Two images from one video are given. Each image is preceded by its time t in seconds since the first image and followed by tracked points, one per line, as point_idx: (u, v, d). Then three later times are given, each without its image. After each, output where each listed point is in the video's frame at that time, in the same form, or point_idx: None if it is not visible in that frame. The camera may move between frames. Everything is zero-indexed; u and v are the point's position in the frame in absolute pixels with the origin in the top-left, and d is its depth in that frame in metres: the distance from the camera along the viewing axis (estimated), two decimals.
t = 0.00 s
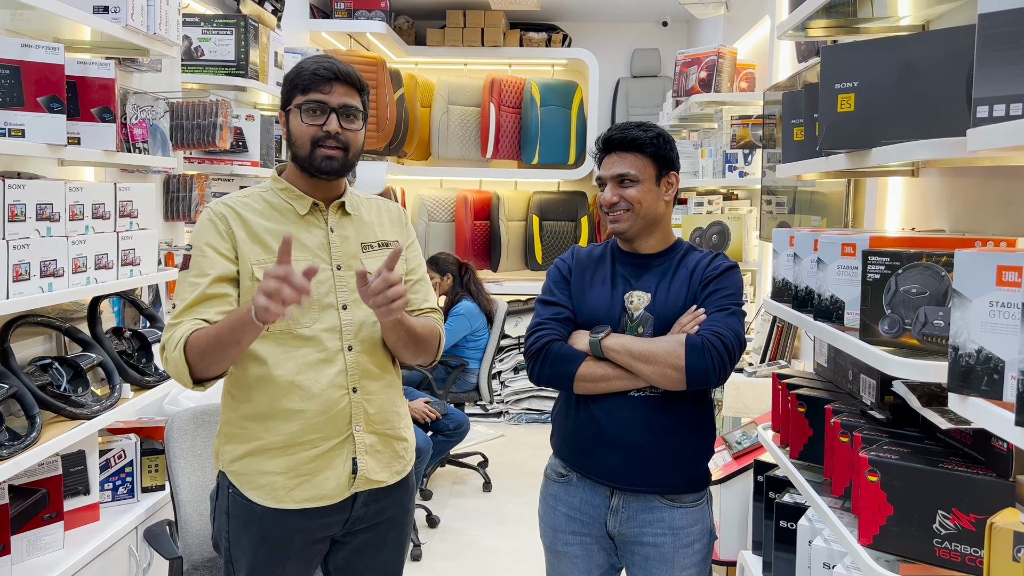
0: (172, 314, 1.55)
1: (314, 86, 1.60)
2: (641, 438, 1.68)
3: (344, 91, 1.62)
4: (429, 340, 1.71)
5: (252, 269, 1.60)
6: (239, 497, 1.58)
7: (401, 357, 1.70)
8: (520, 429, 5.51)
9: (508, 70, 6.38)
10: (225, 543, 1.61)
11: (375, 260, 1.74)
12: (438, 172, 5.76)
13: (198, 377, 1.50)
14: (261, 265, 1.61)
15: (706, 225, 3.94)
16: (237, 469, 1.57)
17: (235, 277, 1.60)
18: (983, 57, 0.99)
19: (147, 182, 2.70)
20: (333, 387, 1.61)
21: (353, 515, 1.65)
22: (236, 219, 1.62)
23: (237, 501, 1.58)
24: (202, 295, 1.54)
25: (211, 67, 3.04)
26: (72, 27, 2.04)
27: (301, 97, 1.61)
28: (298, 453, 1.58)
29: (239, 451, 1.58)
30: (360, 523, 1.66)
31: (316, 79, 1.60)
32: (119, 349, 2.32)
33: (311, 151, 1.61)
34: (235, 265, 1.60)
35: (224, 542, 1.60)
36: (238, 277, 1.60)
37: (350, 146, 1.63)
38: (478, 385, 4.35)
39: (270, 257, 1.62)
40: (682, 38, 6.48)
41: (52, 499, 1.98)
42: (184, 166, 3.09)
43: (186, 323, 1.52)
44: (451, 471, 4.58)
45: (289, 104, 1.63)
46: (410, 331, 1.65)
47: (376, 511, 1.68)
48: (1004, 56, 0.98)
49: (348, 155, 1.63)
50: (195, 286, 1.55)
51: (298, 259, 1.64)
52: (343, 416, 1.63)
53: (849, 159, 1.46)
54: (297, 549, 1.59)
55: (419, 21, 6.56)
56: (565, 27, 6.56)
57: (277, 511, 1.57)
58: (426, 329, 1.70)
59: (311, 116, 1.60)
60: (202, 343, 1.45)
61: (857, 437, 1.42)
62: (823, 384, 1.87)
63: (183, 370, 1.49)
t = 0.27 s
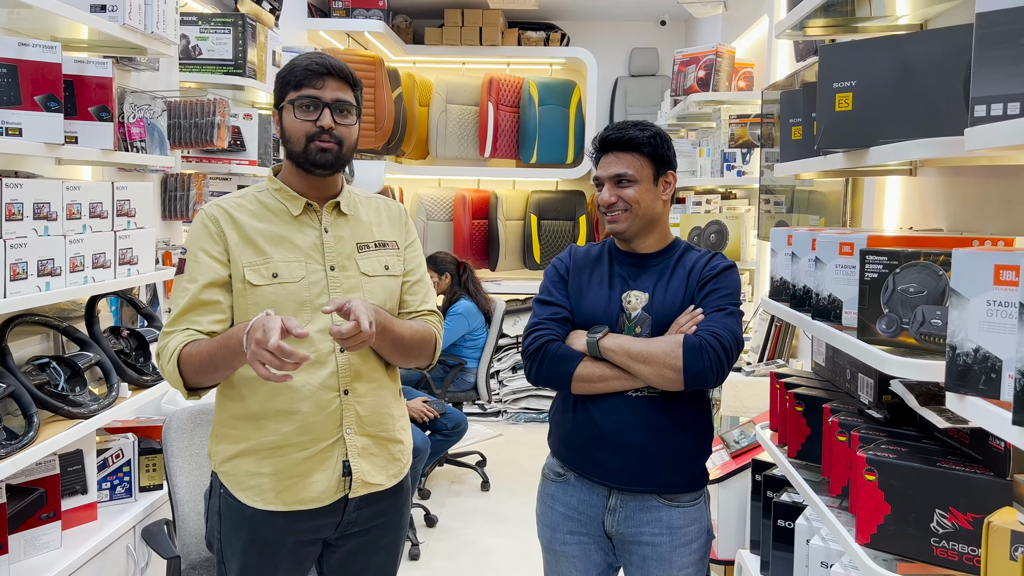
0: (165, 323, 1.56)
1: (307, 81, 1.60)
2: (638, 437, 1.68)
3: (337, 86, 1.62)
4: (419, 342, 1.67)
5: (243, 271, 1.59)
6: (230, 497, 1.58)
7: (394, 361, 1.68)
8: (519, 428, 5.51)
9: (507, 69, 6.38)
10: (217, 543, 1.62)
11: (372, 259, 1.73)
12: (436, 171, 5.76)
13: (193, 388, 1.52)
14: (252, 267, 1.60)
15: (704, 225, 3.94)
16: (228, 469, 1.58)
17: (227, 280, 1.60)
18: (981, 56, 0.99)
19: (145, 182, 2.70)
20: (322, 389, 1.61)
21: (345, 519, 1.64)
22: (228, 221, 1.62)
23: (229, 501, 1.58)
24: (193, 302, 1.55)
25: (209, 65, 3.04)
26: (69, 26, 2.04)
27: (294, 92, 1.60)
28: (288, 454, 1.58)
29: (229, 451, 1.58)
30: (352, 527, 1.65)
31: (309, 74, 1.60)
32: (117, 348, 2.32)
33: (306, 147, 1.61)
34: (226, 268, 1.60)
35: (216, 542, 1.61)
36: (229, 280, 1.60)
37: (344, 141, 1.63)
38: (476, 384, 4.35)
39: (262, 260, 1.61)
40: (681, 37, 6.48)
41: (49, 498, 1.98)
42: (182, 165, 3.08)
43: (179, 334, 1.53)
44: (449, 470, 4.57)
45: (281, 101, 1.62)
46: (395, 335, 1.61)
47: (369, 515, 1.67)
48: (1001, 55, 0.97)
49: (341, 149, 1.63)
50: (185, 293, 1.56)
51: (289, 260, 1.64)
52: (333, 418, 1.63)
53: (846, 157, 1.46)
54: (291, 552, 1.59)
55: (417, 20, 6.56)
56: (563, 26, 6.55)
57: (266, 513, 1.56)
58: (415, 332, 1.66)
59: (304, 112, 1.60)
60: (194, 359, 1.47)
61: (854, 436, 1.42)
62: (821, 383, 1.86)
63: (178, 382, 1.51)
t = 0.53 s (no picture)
0: (162, 321, 1.57)
1: (307, 81, 1.60)
2: (635, 438, 1.68)
3: (337, 87, 1.62)
4: (416, 342, 1.67)
5: (240, 270, 1.60)
6: (227, 498, 1.58)
7: (391, 362, 1.67)
8: (517, 428, 5.51)
9: (506, 68, 6.38)
10: (214, 543, 1.62)
11: (370, 259, 1.73)
12: (435, 170, 5.76)
13: (189, 386, 1.52)
14: (249, 266, 1.60)
15: (703, 224, 3.94)
16: (223, 470, 1.58)
17: (223, 280, 1.60)
18: (979, 56, 0.99)
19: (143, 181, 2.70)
20: (318, 390, 1.61)
21: (343, 520, 1.64)
22: (226, 220, 1.62)
23: (225, 502, 1.58)
24: (190, 300, 1.56)
25: (208, 65, 3.03)
26: (68, 25, 2.03)
27: (293, 92, 1.60)
28: (283, 456, 1.58)
29: (225, 451, 1.58)
30: (351, 527, 1.65)
31: (308, 75, 1.60)
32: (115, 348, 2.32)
33: (305, 147, 1.61)
34: (222, 268, 1.60)
35: (213, 542, 1.61)
36: (226, 279, 1.60)
37: (343, 141, 1.63)
38: (474, 384, 4.35)
39: (259, 259, 1.62)
40: (680, 36, 6.48)
41: (47, 498, 1.97)
42: (181, 164, 3.08)
43: (176, 332, 1.54)
44: (448, 470, 4.57)
45: (281, 100, 1.62)
46: (391, 335, 1.61)
47: (367, 516, 1.67)
48: (1000, 55, 0.97)
49: (341, 150, 1.63)
50: (182, 291, 1.56)
51: (287, 260, 1.64)
52: (329, 418, 1.63)
53: (845, 157, 1.46)
54: (289, 552, 1.59)
55: (416, 19, 6.56)
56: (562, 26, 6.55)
57: (263, 514, 1.56)
58: (411, 332, 1.66)
59: (304, 112, 1.60)
60: (192, 353, 1.47)
61: (852, 436, 1.42)
62: (820, 383, 1.87)
63: (175, 379, 1.51)
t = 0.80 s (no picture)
0: (166, 315, 1.55)
1: (310, 82, 1.60)
2: (632, 437, 1.69)
3: (339, 88, 1.62)
4: (424, 341, 1.69)
5: (245, 267, 1.60)
6: (230, 497, 1.58)
7: (396, 359, 1.70)
8: (516, 427, 5.51)
9: (505, 68, 6.38)
10: (215, 542, 1.62)
11: (373, 257, 1.74)
12: (434, 170, 5.76)
13: (196, 380, 1.51)
14: (254, 263, 1.61)
15: (702, 224, 3.94)
16: (226, 468, 1.58)
17: (228, 276, 1.60)
18: (977, 57, 1.00)
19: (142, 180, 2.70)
20: (323, 387, 1.61)
21: (345, 517, 1.64)
22: (230, 217, 1.62)
23: (228, 501, 1.59)
24: (196, 296, 1.55)
25: (207, 64, 3.04)
26: (67, 24, 2.03)
27: (297, 93, 1.60)
28: (286, 453, 1.58)
29: (228, 449, 1.58)
30: (352, 525, 1.66)
31: (311, 75, 1.60)
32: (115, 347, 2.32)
33: (307, 147, 1.61)
34: (227, 264, 1.60)
35: (216, 541, 1.61)
36: (231, 275, 1.60)
37: (345, 142, 1.63)
38: (474, 383, 4.36)
39: (264, 255, 1.62)
40: (679, 36, 6.48)
41: (46, 498, 1.98)
42: (180, 163, 3.08)
43: (183, 326, 1.53)
44: (447, 469, 4.58)
45: (285, 100, 1.62)
46: (400, 332, 1.63)
47: (369, 513, 1.68)
48: (998, 56, 0.98)
49: (343, 150, 1.64)
50: (188, 286, 1.55)
51: (292, 257, 1.64)
52: (332, 416, 1.63)
53: (844, 157, 1.47)
54: (291, 550, 1.59)
55: (415, 19, 6.56)
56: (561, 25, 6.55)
57: (266, 511, 1.56)
58: (421, 330, 1.69)
59: (307, 113, 1.60)
60: (203, 345, 1.46)
61: (850, 435, 1.43)
62: (818, 382, 1.87)
63: (182, 372, 1.50)
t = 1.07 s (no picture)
0: (171, 298, 1.53)
1: (320, 81, 1.60)
2: (631, 437, 1.69)
3: (349, 88, 1.62)
4: (422, 346, 1.74)
5: (250, 261, 1.60)
6: (233, 495, 1.58)
7: (393, 362, 1.73)
8: (516, 427, 5.51)
9: (504, 67, 6.38)
10: (216, 541, 1.62)
11: (376, 257, 1.75)
12: (434, 169, 5.76)
13: (201, 358, 1.48)
14: (259, 257, 1.61)
15: (702, 223, 3.94)
16: (228, 463, 1.57)
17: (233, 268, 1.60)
18: (977, 55, 1.00)
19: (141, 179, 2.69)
20: (326, 382, 1.61)
21: (347, 516, 1.64)
22: (238, 210, 1.62)
23: (231, 499, 1.58)
24: (203, 282, 1.53)
25: (206, 63, 3.03)
26: (66, 23, 2.03)
27: (306, 92, 1.60)
28: (289, 449, 1.57)
29: (232, 443, 1.57)
30: (354, 523, 1.66)
31: (322, 75, 1.60)
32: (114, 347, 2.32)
33: (316, 146, 1.60)
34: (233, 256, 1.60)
35: (218, 541, 1.60)
36: (235, 268, 1.60)
37: (354, 142, 1.63)
38: (473, 383, 4.36)
39: (270, 250, 1.62)
40: (679, 36, 6.48)
41: (45, 497, 1.97)
42: (179, 163, 3.08)
43: (191, 306, 1.50)
44: (447, 469, 4.58)
45: (294, 99, 1.62)
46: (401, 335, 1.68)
47: (371, 511, 1.67)
48: (998, 55, 0.98)
49: (351, 150, 1.63)
50: (202, 270, 1.54)
51: (297, 253, 1.65)
52: (335, 413, 1.63)
53: (843, 157, 1.47)
54: (293, 549, 1.58)
55: (415, 18, 6.55)
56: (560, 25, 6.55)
57: (270, 508, 1.56)
58: (420, 336, 1.74)
59: (317, 112, 1.59)
60: (215, 320, 1.43)
61: (850, 435, 1.42)
62: (817, 382, 1.87)
63: (190, 350, 1.46)
